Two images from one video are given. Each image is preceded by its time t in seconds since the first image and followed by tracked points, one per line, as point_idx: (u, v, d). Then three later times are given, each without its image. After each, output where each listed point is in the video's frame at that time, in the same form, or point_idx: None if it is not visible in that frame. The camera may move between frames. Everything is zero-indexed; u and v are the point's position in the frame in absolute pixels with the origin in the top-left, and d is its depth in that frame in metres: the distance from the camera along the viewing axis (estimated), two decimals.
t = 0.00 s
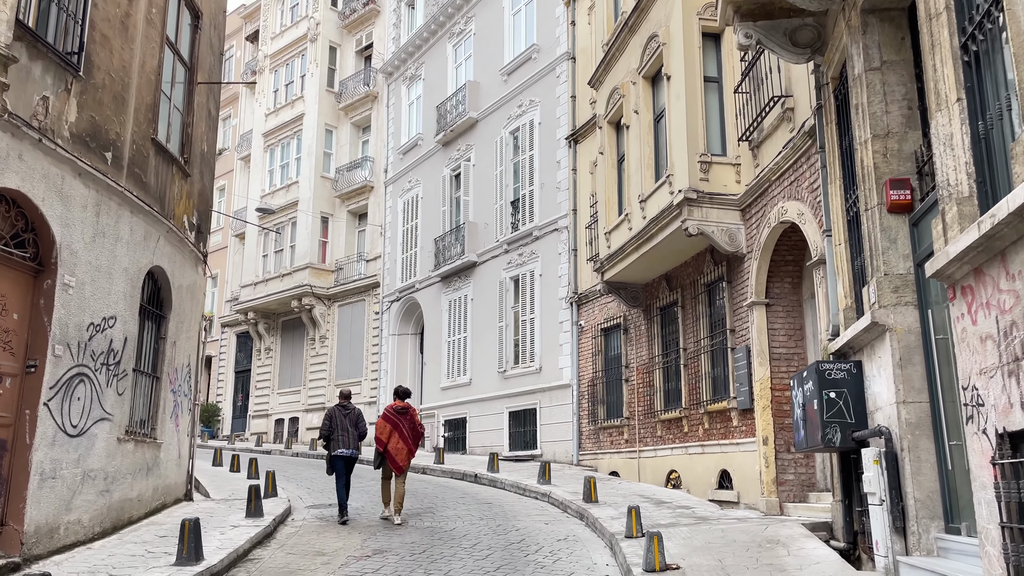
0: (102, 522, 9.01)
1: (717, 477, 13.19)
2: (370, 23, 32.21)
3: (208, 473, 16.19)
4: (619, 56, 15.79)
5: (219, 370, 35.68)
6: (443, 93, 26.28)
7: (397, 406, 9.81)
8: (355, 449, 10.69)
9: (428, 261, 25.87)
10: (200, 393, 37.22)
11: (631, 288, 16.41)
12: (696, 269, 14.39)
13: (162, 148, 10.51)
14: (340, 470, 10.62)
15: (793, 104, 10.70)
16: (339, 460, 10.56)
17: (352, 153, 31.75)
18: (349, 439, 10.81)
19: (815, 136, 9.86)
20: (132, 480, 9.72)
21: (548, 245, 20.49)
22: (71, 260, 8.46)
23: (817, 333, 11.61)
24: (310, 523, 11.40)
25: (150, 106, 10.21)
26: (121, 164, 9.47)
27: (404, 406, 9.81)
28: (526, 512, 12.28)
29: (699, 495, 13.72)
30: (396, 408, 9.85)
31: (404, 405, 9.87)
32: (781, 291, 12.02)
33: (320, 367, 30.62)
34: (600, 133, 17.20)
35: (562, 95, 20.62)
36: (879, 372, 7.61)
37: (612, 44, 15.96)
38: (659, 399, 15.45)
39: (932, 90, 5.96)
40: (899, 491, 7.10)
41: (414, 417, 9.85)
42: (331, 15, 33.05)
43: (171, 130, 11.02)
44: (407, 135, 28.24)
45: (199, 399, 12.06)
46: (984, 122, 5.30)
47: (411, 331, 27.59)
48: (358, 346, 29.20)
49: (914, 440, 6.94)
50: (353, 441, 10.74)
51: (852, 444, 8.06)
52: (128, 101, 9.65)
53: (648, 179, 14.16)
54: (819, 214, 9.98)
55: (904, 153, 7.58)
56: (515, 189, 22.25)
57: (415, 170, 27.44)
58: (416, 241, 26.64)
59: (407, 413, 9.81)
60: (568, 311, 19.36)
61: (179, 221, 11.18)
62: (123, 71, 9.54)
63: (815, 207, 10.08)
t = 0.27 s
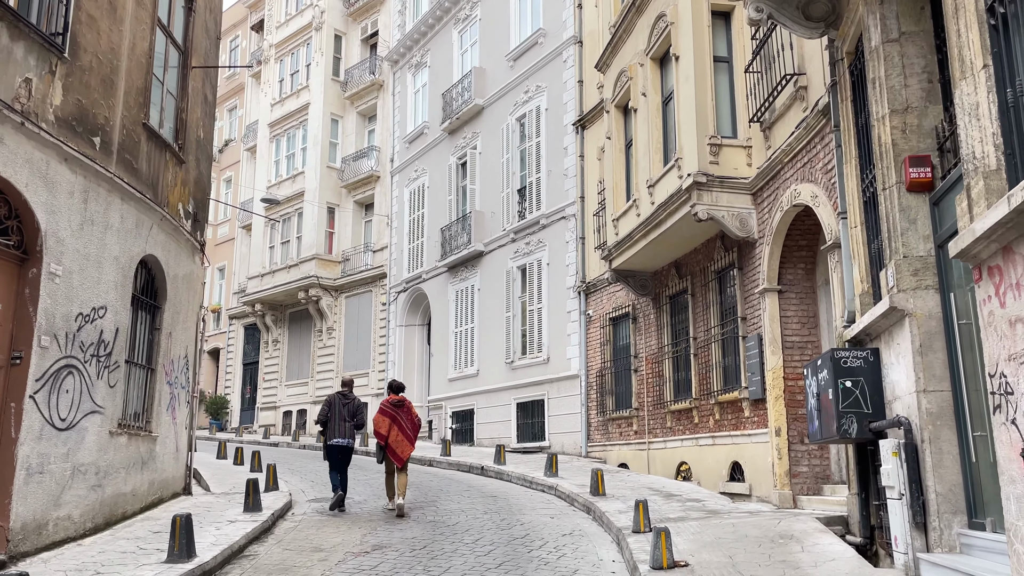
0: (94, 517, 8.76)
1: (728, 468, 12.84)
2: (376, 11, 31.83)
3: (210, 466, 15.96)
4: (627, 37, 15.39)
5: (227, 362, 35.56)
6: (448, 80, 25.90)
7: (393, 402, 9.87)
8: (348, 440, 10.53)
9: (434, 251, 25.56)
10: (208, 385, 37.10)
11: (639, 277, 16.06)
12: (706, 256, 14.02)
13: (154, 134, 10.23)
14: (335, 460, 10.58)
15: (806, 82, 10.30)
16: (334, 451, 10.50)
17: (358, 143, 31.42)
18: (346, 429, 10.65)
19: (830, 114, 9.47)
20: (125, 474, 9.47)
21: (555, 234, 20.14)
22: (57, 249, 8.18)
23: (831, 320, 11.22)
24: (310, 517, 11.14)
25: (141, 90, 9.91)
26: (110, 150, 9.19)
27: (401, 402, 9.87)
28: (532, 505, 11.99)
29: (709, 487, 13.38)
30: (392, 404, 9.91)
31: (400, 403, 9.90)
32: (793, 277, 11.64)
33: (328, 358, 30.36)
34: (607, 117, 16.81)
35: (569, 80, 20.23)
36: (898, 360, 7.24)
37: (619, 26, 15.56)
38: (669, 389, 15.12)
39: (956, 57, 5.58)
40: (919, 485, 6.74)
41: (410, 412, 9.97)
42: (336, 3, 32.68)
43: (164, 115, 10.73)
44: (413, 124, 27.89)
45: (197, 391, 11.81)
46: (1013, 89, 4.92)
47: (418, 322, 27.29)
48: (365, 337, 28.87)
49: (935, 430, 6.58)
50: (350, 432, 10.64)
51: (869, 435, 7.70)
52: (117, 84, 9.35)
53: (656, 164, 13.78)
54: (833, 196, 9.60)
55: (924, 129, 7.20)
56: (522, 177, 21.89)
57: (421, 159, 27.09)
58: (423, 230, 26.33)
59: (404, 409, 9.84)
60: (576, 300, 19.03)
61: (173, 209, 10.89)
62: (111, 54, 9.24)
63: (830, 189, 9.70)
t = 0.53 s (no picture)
0: (86, 514, 8.55)
1: (739, 461, 12.54)
2: None
3: (214, 460, 15.77)
4: (633, 20, 15.02)
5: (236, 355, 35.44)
6: (454, 69, 25.56)
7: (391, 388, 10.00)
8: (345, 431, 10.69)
9: (441, 242, 25.28)
10: (217, 378, 37.01)
11: (648, 265, 15.75)
12: (715, 244, 13.68)
13: (147, 121, 9.97)
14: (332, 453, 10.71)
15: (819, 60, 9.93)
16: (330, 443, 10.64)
17: (364, 133, 31.13)
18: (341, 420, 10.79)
19: (843, 93, 9.12)
20: (120, 469, 9.25)
21: (563, 223, 19.81)
22: (44, 238, 7.93)
23: (845, 308, 10.88)
24: (311, 511, 10.91)
25: (132, 75, 9.65)
26: (100, 137, 8.94)
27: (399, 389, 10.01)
28: (537, 499, 11.73)
29: (720, 480, 13.08)
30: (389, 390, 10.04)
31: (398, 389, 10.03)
32: (806, 264, 11.29)
33: (335, 350, 30.07)
34: (614, 103, 16.46)
35: (575, 66, 19.87)
36: (916, 348, 6.91)
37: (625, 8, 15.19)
38: (678, 380, 14.81)
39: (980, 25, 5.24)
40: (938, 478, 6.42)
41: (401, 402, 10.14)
42: None
43: (158, 102, 10.48)
44: (419, 113, 27.57)
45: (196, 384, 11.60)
46: None
47: (426, 313, 27.00)
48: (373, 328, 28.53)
49: (956, 422, 6.26)
50: (346, 423, 10.78)
51: (886, 426, 7.38)
52: (106, 69, 9.09)
53: (664, 149, 13.42)
54: (847, 178, 9.25)
55: (943, 105, 6.87)
56: (528, 166, 21.56)
57: (427, 149, 26.78)
58: (429, 221, 26.04)
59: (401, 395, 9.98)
60: (584, 290, 18.73)
61: (168, 198, 10.65)
62: (99, 37, 8.97)
63: (844, 171, 9.35)
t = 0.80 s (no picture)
0: (75, 507, 8.34)
1: (748, 451, 12.23)
2: None
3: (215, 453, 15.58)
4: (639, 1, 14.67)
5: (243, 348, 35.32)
6: (459, 56, 25.22)
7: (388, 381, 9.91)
8: (336, 421, 11.13)
9: (447, 232, 25.00)
10: (225, 371, 36.92)
11: (655, 253, 15.44)
12: (723, 230, 13.34)
13: (137, 106, 9.73)
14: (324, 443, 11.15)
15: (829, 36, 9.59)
16: (321, 433, 11.09)
17: (369, 123, 30.82)
18: (332, 410, 11.22)
19: (855, 69, 8.78)
20: (111, 462, 9.04)
21: (568, 211, 19.49)
22: (26, 224, 7.70)
23: (858, 294, 10.54)
24: (310, 505, 10.69)
25: (120, 57, 9.40)
26: (88, 122, 8.71)
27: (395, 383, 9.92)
28: (541, 491, 11.47)
29: (728, 471, 12.79)
30: (385, 382, 9.96)
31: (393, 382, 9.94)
32: (816, 248, 10.94)
33: (342, 341, 29.79)
34: (619, 87, 16.12)
35: (580, 51, 19.52)
36: (932, 333, 6.59)
37: None
38: (686, 369, 14.52)
39: None
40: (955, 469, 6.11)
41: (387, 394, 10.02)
42: None
43: (149, 87, 10.23)
44: (424, 102, 27.26)
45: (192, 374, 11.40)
46: None
47: (432, 305, 26.73)
48: (380, 318, 28.25)
49: (974, 409, 5.96)
50: (336, 413, 11.20)
51: (901, 414, 7.07)
52: (93, 51, 8.85)
53: (670, 133, 13.08)
54: (859, 158, 8.91)
55: (960, 77, 6.56)
56: (534, 153, 21.23)
57: (432, 138, 26.47)
58: (435, 211, 25.75)
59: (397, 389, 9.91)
60: (590, 279, 18.43)
61: (161, 185, 10.41)
62: (86, 19, 8.73)
63: (855, 150, 9.01)
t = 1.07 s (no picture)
0: (64, 507, 8.13)
1: (757, 446, 11.92)
2: None
3: (217, 448, 15.39)
4: None
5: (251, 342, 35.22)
6: (464, 46, 24.88)
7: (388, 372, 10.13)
8: (333, 414, 10.93)
9: (453, 224, 24.72)
10: (234, 365, 36.83)
11: (662, 243, 15.12)
12: (732, 219, 13.01)
13: (128, 94, 9.50)
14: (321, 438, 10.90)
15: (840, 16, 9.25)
16: (318, 428, 10.84)
17: (375, 115, 30.53)
18: (328, 404, 11.02)
19: (867, 50, 8.43)
20: (103, 460, 8.84)
21: (575, 201, 19.17)
22: (9, 215, 7.49)
23: (870, 284, 10.19)
24: (308, 502, 10.49)
25: (108, 45, 9.15)
26: (75, 111, 8.48)
27: (395, 375, 10.12)
28: (544, 487, 11.21)
29: (738, 466, 12.49)
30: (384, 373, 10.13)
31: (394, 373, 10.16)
32: (828, 237, 10.60)
33: (349, 334, 29.59)
34: (625, 74, 15.78)
35: (587, 39, 19.16)
36: (948, 324, 6.27)
37: None
38: (694, 362, 14.21)
39: None
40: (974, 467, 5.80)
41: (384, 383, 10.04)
42: None
43: (140, 75, 9.99)
44: (429, 93, 26.95)
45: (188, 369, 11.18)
46: None
47: (439, 297, 26.48)
48: (387, 312, 28.03)
49: (994, 404, 5.65)
50: (332, 407, 11.00)
51: (915, 407, 6.77)
52: (80, 38, 8.62)
53: (677, 120, 12.76)
54: (872, 143, 8.57)
55: (978, 53, 6.21)
56: (540, 143, 20.92)
57: (438, 129, 26.15)
58: (441, 203, 25.48)
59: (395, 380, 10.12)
60: (597, 271, 18.12)
61: (153, 176, 10.17)
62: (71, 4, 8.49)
63: (868, 134, 8.67)
